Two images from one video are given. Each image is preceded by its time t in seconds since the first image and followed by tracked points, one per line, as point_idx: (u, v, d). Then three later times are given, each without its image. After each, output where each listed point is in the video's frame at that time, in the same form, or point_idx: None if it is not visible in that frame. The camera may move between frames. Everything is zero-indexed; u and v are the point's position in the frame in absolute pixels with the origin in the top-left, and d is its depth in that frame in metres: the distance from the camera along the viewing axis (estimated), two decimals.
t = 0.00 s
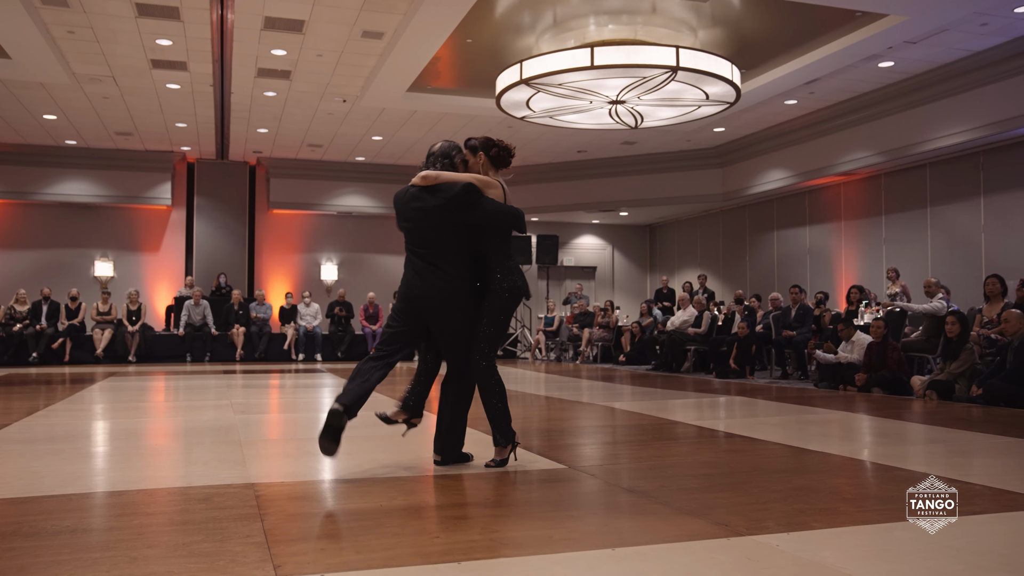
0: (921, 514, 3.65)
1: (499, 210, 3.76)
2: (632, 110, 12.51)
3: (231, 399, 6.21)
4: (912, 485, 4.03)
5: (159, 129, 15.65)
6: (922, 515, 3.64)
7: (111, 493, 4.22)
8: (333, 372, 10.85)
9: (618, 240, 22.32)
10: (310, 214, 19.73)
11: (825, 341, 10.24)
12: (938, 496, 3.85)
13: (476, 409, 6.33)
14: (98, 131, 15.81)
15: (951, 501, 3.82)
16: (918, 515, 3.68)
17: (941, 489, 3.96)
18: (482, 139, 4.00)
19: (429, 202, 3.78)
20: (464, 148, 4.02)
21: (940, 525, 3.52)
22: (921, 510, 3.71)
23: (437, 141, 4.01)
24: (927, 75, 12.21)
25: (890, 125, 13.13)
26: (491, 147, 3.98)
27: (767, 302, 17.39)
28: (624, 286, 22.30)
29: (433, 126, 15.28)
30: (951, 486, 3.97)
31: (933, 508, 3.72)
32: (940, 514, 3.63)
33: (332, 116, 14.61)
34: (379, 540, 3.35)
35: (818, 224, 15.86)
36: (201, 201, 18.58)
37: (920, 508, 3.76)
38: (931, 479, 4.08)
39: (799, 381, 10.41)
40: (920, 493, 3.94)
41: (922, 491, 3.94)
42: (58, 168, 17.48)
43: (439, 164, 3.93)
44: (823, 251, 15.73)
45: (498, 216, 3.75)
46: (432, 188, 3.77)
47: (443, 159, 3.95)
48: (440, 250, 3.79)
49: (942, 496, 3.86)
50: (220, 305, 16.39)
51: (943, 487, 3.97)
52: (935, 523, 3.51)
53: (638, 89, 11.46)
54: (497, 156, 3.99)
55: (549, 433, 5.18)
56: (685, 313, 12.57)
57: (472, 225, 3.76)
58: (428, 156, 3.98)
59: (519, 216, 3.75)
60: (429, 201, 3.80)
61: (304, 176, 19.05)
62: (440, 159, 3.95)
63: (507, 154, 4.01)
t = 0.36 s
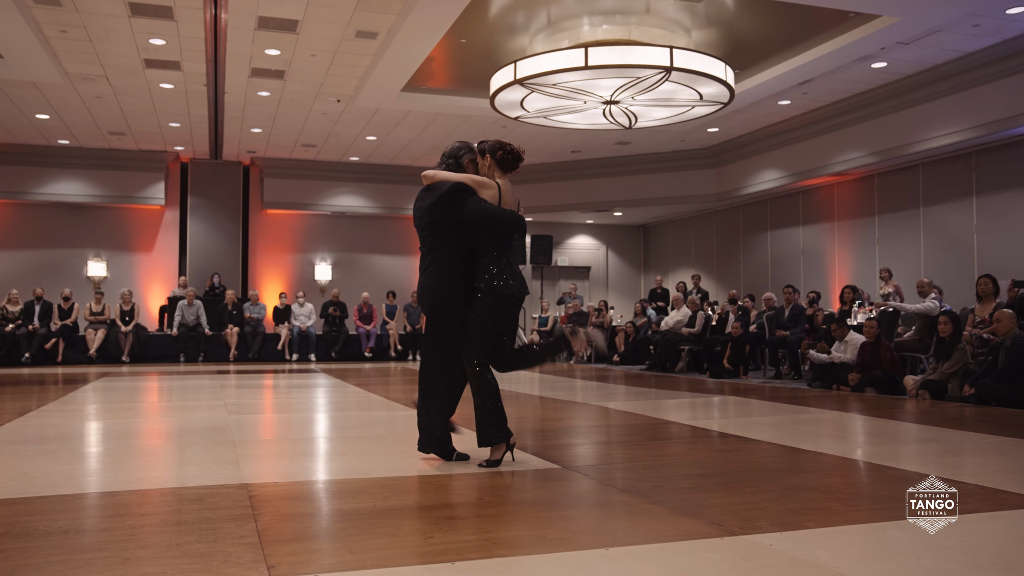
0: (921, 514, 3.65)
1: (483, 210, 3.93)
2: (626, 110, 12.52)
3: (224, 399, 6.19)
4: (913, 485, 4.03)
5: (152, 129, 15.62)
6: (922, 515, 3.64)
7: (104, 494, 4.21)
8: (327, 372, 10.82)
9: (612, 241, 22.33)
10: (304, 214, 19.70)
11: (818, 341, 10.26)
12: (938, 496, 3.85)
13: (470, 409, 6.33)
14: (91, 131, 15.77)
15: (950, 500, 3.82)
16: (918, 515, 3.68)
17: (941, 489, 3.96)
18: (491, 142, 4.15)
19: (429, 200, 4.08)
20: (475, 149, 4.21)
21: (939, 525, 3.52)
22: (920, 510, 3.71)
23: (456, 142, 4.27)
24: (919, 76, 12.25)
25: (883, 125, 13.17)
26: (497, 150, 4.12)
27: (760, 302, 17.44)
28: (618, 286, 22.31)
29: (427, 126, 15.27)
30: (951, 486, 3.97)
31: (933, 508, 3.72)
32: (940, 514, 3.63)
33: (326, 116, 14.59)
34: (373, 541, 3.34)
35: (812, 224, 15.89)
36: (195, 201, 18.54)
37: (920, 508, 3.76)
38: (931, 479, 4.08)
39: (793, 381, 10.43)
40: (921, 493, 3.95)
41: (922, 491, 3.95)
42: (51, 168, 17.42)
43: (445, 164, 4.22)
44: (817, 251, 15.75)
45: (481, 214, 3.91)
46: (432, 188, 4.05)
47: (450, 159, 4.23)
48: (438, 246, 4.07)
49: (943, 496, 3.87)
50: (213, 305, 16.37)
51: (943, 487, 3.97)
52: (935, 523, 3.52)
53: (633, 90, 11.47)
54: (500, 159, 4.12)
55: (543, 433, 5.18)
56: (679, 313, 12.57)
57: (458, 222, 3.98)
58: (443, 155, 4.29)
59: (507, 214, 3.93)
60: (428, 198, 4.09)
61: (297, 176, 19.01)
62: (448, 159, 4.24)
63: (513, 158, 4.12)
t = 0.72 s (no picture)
0: (921, 514, 3.64)
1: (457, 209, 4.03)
2: (622, 110, 12.52)
3: (219, 400, 6.17)
4: (913, 485, 4.03)
5: (146, 129, 15.59)
6: (922, 515, 3.64)
7: (98, 496, 4.19)
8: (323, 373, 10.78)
9: (608, 241, 22.33)
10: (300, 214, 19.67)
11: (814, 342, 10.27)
12: (938, 496, 3.85)
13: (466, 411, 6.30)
14: (85, 131, 15.74)
15: (950, 501, 3.82)
16: (918, 515, 3.68)
17: (940, 489, 3.97)
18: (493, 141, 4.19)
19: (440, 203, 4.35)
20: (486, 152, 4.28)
21: (939, 525, 3.51)
22: (921, 510, 3.71)
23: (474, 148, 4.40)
24: (914, 77, 12.27)
25: (878, 126, 13.20)
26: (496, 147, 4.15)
27: (755, 303, 17.46)
28: (614, 286, 22.31)
29: (423, 126, 15.26)
30: (951, 486, 3.97)
31: (933, 508, 3.71)
32: (940, 514, 3.63)
33: (321, 116, 14.57)
34: (367, 543, 3.33)
35: (808, 225, 15.91)
36: (190, 201, 18.51)
37: (919, 508, 3.76)
38: (930, 479, 4.08)
39: (788, 382, 10.43)
40: (921, 493, 3.95)
41: (922, 491, 3.95)
42: (45, 168, 17.38)
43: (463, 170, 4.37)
44: (813, 252, 15.77)
45: (455, 213, 4.03)
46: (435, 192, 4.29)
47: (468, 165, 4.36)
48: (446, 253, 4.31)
49: (943, 496, 3.86)
50: (208, 305, 16.40)
51: (944, 487, 3.97)
52: (935, 523, 3.51)
53: (628, 90, 11.47)
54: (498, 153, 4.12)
55: (539, 434, 5.17)
56: (675, 313, 12.57)
57: (447, 223, 4.16)
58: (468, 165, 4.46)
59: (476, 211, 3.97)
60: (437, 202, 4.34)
61: (292, 176, 18.99)
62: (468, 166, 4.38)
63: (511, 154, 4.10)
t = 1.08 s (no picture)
0: (921, 514, 3.64)
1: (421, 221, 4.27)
2: (617, 110, 12.52)
3: (211, 401, 6.15)
4: (913, 485, 4.03)
5: (138, 129, 15.57)
6: (922, 515, 3.63)
7: (90, 497, 4.17)
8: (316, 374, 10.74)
9: (604, 241, 22.34)
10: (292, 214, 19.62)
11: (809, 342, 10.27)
12: (937, 496, 3.85)
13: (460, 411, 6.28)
14: (77, 130, 15.71)
15: (950, 501, 3.81)
16: (918, 515, 3.67)
17: (941, 489, 3.96)
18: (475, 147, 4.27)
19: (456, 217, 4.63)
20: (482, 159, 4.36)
21: (939, 525, 3.51)
22: (920, 510, 3.71)
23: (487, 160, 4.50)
24: (909, 77, 12.30)
25: (872, 127, 13.23)
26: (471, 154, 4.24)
27: (749, 303, 17.50)
28: (609, 286, 22.32)
29: (417, 126, 15.24)
30: (950, 486, 3.96)
31: (933, 508, 3.71)
32: (940, 514, 3.63)
33: (315, 116, 14.55)
34: (360, 544, 3.31)
35: (802, 225, 15.93)
36: (182, 201, 18.46)
37: (920, 508, 3.75)
38: (930, 479, 4.07)
39: (783, 382, 10.44)
40: (920, 493, 3.94)
41: (922, 491, 3.94)
42: (35, 167, 17.31)
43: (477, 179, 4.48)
44: (807, 252, 15.79)
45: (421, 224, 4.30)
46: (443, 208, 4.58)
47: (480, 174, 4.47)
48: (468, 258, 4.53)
49: (942, 496, 3.86)
50: (201, 306, 16.24)
51: (944, 487, 3.97)
52: (935, 523, 3.51)
53: (623, 90, 11.47)
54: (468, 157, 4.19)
55: (533, 435, 5.16)
56: (669, 314, 12.62)
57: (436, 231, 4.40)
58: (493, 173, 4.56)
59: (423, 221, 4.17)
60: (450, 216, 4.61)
61: (286, 176, 18.94)
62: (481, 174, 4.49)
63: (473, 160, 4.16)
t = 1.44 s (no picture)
0: (921, 514, 3.64)
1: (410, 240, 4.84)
2: (614, 109, 12.47)
3: (203, 403, 6.09)
4: (912, 485, 4.03)
5: (129, 128, 15.50)
6: (922, 515, 3.63)
7: (79, 502, 4.10)
8: (309, 377, 10.65)
9: (601, 242, 22.30)
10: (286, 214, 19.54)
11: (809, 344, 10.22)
12: (937, 496, 3.84)
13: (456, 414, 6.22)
14: (66, 129, 15.64)
15: (950, 501, 3.81)
16: (919, 515, 3.67)
17: (940, 488, 3.97)
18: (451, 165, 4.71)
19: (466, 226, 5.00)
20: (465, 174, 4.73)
21: (939, 525, 3.51)
22: (921, 510, 3.70)
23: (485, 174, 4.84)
24: (910, 75, 12.27)
25: (872, 126, 13.22)
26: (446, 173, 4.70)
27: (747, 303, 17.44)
28: (606, 287, 22.28)
29: (412, 125, 15.18)
30: (951, 486, 3.95)
31: (933, 508, 3.71)
32: (940, 514, 3.63)
33: (308, 115, 14.50)
34: (354, 548, 3.25)
35: (802, 225, 15.90)
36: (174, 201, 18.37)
37: (920, 508, 3.75)
38: (931, 479, 4.06)
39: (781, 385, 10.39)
40: (921, 492, 3.93)
41: (922, 491, 3.93)
42: (24, 166, 17.20)
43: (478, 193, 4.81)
44: (807, 253, 15.76)
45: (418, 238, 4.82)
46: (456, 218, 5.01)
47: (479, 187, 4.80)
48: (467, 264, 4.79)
49: (942, 496, 3.85)
50: (192, 307, 16.15)
51: (944, 487, 3.96)
52: (935, 523, 3.51)
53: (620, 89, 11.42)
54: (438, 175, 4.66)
55: (530, 438, 5.10)
56: (667, 316, 12.54)
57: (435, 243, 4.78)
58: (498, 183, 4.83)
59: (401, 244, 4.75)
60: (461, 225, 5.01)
61: (279, 176, 18.87)
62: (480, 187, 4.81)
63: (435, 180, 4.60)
